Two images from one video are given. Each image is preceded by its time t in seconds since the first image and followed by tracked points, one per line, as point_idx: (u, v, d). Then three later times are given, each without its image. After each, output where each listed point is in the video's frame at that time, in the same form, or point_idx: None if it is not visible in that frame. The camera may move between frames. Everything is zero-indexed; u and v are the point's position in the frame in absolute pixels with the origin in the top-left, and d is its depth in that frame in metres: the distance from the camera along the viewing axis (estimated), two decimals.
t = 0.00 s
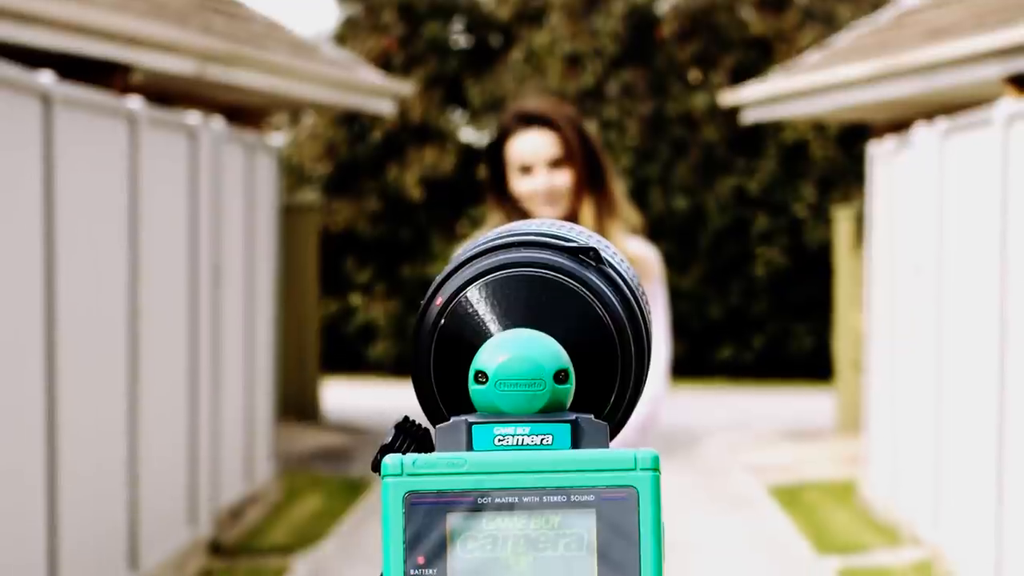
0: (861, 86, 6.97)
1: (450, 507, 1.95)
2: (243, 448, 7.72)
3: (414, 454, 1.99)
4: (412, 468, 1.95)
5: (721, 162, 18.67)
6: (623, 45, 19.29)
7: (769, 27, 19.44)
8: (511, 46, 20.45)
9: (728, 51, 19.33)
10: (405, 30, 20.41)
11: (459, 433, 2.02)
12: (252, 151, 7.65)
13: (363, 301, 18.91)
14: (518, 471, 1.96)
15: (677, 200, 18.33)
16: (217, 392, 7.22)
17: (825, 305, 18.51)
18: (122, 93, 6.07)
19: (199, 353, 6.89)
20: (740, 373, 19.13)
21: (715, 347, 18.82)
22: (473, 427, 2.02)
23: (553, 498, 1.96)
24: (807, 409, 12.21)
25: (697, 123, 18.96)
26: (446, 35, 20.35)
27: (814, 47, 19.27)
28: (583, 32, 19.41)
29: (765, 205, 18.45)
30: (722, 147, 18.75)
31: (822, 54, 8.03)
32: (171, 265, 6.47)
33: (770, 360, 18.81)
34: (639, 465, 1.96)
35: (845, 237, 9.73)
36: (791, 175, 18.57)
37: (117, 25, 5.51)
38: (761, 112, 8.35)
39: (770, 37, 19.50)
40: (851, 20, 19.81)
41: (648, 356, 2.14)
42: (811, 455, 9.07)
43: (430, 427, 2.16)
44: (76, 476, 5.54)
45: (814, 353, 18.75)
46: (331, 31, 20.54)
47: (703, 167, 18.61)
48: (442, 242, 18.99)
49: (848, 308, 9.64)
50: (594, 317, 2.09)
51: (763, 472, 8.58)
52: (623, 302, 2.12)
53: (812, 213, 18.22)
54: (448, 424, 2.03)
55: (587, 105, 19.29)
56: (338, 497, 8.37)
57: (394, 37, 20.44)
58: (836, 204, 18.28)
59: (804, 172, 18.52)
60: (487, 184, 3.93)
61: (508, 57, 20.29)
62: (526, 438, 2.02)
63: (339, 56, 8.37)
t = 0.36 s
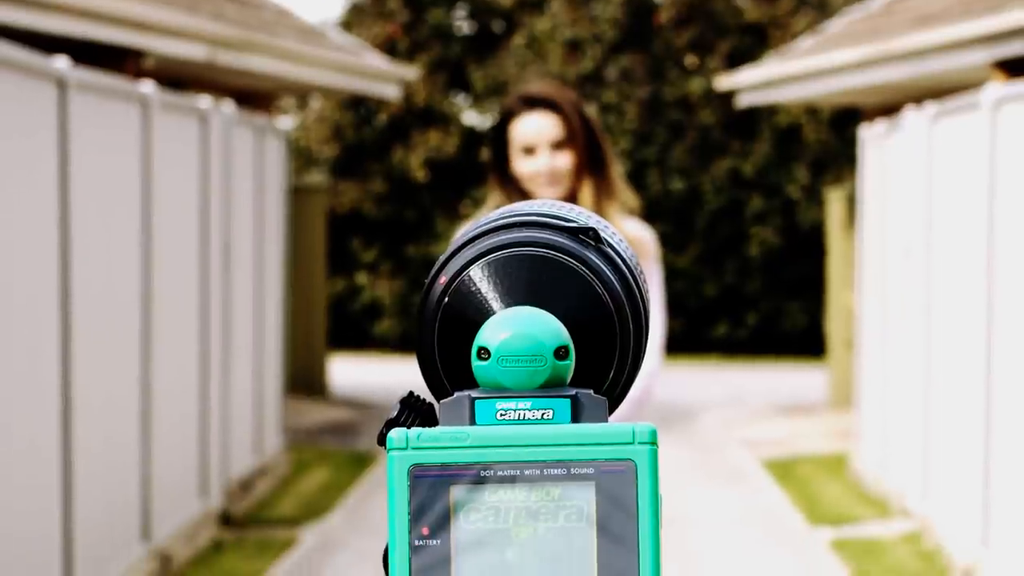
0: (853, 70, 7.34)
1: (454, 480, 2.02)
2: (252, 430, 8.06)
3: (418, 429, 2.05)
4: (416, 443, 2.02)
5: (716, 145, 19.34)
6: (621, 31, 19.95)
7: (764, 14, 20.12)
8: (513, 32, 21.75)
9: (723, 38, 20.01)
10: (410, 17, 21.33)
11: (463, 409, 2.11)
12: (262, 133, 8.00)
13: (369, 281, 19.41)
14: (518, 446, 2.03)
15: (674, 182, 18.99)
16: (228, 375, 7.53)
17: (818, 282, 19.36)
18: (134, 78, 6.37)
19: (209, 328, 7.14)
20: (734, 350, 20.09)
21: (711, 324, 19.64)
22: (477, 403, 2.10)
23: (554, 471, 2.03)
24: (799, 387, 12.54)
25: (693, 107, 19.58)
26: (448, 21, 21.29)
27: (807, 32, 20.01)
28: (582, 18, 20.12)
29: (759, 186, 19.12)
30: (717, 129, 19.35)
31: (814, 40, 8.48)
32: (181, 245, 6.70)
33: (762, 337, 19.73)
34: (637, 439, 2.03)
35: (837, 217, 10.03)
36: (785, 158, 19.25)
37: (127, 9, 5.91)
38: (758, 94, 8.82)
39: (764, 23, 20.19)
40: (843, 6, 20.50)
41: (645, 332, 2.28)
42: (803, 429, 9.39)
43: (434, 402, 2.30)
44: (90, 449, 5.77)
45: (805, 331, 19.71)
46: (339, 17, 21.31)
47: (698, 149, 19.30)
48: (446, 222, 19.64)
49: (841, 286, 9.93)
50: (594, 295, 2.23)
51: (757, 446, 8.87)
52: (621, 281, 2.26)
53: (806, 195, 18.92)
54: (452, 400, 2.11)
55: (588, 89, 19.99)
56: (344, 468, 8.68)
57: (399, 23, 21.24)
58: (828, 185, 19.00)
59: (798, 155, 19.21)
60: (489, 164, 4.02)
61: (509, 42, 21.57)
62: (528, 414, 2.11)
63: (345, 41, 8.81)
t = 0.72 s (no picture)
0: (847, 56, 7.89)
1: (457, 453, 2.19)
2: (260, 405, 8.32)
3: (424, 404, 2.23)
4: (421, 416, 2.20)
5: (712, 128, 20.23)
6: (620, 17, 20.97)
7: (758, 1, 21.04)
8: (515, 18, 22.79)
9: (718, 23, 21.11)
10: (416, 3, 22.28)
11: (466, 383, 2.29)
12: (271, 116, 8.25)
13: (376, 260, 20.10)
14: (520, 419, 2.20)
15: (671, 161, 19.76)
16: (237, 349, 7.78)
17: (811, 262, 20.16)
18: (146, 63, 6.59)
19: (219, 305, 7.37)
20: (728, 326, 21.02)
21: (706, 303, 20.42)
22: (480, 377, 2.29)
23: (555, 443, 2.20)
24: (794, 365, 12.82)
25: (689, 89, 20.55)
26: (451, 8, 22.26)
27: (799, 19, 21.05)
28: (583, 5, 21.06)
29: (753, 166, 19.84)
30: (713, 113, 20.27)
31: (807, 26, 9.01)
32: (193, 225, 6.93)
33: (757, 314, 20.55)
34: (635, 412, 2.20)
35: (830, 198, 10.36)
36: (779, 139, 20.12)
37: None
38: (753, 79, 9.33)
39: (758, 10, 21.17)
40: None
41: (642, 309, 2.45)
42: (796, 404, 9.73)
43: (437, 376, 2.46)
44: (104, 420, 5.97)
45: (797, 311, 20.75)
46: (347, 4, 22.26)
47: (695, 131, 20.17)
48: (450, 201, 20.25)
49: (833, 265, 10.26)
50: (594, 273, 2.39)
51: (751, 421, 9.23)
52: (620, 258, 2.42)
53: (799, 175, 19.71)
54: (456, 374, 2.29)
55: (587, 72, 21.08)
56: (351, 442, 8.97)
57: (404, 10, 22.24)
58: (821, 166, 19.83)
59: (791, 138, 20.07)
60: (492, 146, 4.23)
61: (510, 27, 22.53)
62: (529, 388, 2.28)
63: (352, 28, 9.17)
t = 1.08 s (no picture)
0: (839, 41, 8.25)
1: (460, 427, 2.36)
2: (271, 378, 8.61)
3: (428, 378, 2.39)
4: (425, 390, 2.36)
5: (708, 110, 21.50)
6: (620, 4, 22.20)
7: None
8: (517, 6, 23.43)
9: (713, 10, 22.32)
10: None
11: (469, 358, 2.47)
12: (280, 99, 8.51)
13: (382, 239, 21.42)
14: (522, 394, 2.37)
15: (668, 144, 21.16)
16: (247, 326, 8.06)
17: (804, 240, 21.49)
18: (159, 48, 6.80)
19: (229, 284, 7.62)
20: (724, 303, 22.13)
21: (703, 280, 21.67)
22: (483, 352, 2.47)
23: (555, 417, 2.37)
24: (786, 340, 13.20)
25: (686, 74, 21.75)
26: None
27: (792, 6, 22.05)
28: None
29: (748, 147, 21.21)
30: (709, 97, 21.54)
31: (799, 12, 9.32)
32: (204, 205, 7.16)
33: (751, 291, 21.71)
34: (634, 387, 2.36)
35: (822, 179, 10.67)
36: (773, 122, 21.40)
37: None
38: (748, 63, 9.67)
39: None
40: None
41: (640, 284, 2.62)
42: (789, 378, 10.07)
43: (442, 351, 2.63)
44: (120, 394, 6.20)
45: (791, 288, 21.84)
46: None
47: (691, 114, 21.45)
48: (454, 182, 21.53)
49: (825, 243, 10.56)
50: (594, 253, 2.56)
51: (746, 395, 9.54)
52: (618, 237, 2.59)
53: (792, 156, 20.98)
54: (460, 349, 2.48)
55: (589, 57, 22.29)
56: (357, 417, 9.25)
57: None
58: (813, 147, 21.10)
59: (785, 120, 21.37)
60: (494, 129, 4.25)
61: (512, 14, 23.21)
62: (531, 362, 2.46)
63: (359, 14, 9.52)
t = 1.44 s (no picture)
0: (829, 26, 8.51)
1: (463, 400, 2.35)
2: (280, 353, 8.88)
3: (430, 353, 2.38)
4: (429, 365, 2.34)
5: (704, 95, 22.56)
6: None
7: None
8: None
9: None
10: None
11: (473, 335, 2.45)
12: (289, 83, 8.82)
13: (387, 218, 22.20)
14: (522, 368, 2.36)
15: (665, 127, 22.20)
16: (257, 301, 8.31)
17: (796, 218, 22.55)
18: (171, 33, 7.03)
19: (239, 263, 7.88)
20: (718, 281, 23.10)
21: (699, 258, 22.76)
22: (486, 330, 2.45)
23: (555, 391, 2.36)
24: (780, 315, 13.57)
25: (682, 59, 22.91)
26: None
27: None
28: None
29: (743, 130, 22.28)
30: (704, 81, 22.63)
31: None
32: (215, 186, 7.40)
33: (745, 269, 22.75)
34: (632, 361, 2.35)
35: (814, 161, 11.00)
36: (767, 104, 22.50)
37: None
38: (740, 47, 10.03)
39: None
40: None
41: (638, 265, 2.58)
42: (783, 354, 10.38)
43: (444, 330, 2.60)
44: (136, 369, 6.45)
45: (785, 265, 22.82)
46: None
47: (688, 98, 22.54)
48: (458, 163, 22.37)
49: (816, 222, 10.88)
50: (594, 232, 2.52)
51: (740, 368, 9.86)
52: (618, 216, 2.55)
53: (785, 138, 22.01)
54: (463, 326, 2.46)
55: (588, 43, 23.36)
56: (364, 390, 9.54)
57: None
58: (805, 129, 22.18)
59: (778, 102, 22.47)
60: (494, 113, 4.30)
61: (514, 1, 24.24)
62: (533, 339, 2.45)
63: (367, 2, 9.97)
